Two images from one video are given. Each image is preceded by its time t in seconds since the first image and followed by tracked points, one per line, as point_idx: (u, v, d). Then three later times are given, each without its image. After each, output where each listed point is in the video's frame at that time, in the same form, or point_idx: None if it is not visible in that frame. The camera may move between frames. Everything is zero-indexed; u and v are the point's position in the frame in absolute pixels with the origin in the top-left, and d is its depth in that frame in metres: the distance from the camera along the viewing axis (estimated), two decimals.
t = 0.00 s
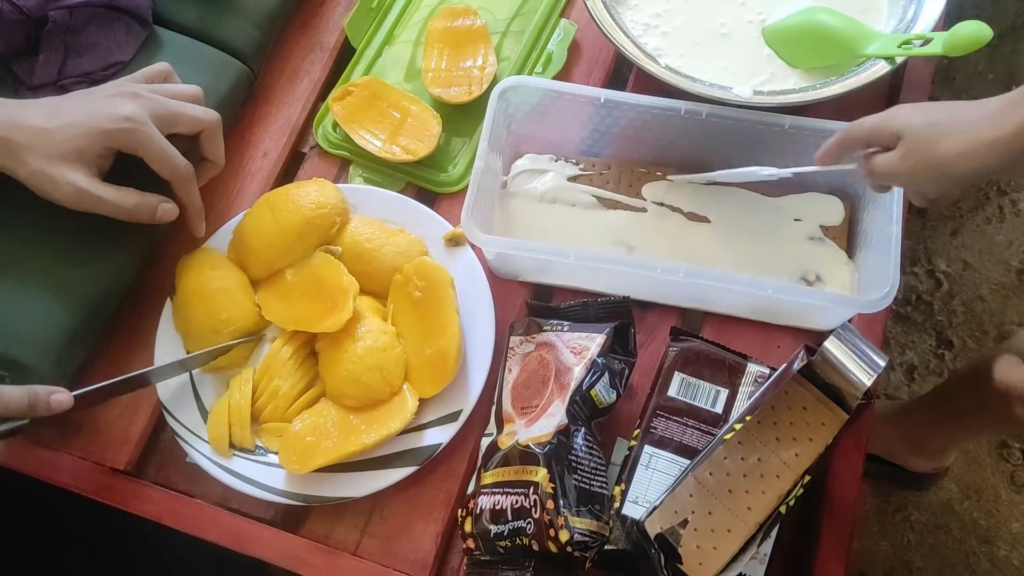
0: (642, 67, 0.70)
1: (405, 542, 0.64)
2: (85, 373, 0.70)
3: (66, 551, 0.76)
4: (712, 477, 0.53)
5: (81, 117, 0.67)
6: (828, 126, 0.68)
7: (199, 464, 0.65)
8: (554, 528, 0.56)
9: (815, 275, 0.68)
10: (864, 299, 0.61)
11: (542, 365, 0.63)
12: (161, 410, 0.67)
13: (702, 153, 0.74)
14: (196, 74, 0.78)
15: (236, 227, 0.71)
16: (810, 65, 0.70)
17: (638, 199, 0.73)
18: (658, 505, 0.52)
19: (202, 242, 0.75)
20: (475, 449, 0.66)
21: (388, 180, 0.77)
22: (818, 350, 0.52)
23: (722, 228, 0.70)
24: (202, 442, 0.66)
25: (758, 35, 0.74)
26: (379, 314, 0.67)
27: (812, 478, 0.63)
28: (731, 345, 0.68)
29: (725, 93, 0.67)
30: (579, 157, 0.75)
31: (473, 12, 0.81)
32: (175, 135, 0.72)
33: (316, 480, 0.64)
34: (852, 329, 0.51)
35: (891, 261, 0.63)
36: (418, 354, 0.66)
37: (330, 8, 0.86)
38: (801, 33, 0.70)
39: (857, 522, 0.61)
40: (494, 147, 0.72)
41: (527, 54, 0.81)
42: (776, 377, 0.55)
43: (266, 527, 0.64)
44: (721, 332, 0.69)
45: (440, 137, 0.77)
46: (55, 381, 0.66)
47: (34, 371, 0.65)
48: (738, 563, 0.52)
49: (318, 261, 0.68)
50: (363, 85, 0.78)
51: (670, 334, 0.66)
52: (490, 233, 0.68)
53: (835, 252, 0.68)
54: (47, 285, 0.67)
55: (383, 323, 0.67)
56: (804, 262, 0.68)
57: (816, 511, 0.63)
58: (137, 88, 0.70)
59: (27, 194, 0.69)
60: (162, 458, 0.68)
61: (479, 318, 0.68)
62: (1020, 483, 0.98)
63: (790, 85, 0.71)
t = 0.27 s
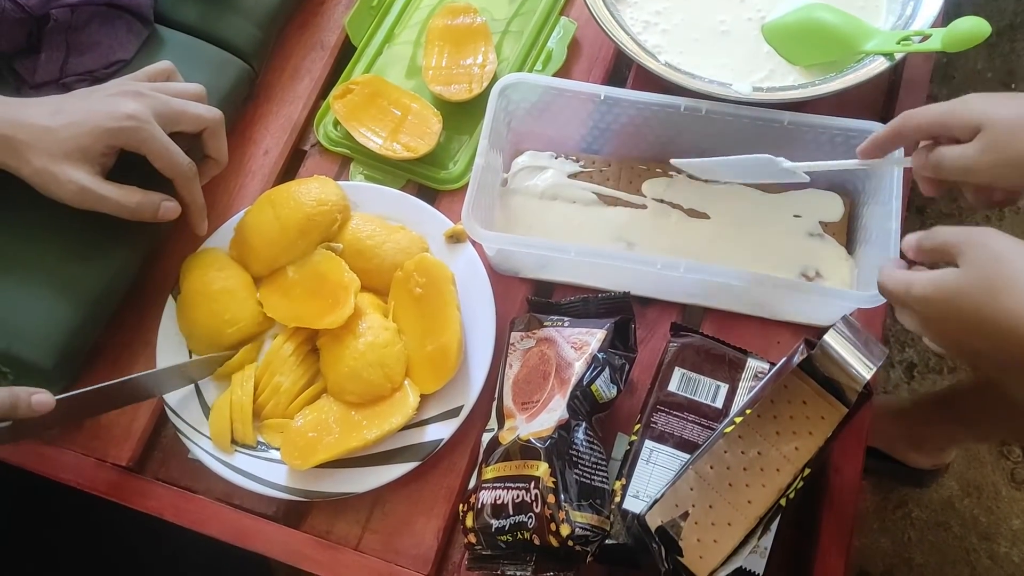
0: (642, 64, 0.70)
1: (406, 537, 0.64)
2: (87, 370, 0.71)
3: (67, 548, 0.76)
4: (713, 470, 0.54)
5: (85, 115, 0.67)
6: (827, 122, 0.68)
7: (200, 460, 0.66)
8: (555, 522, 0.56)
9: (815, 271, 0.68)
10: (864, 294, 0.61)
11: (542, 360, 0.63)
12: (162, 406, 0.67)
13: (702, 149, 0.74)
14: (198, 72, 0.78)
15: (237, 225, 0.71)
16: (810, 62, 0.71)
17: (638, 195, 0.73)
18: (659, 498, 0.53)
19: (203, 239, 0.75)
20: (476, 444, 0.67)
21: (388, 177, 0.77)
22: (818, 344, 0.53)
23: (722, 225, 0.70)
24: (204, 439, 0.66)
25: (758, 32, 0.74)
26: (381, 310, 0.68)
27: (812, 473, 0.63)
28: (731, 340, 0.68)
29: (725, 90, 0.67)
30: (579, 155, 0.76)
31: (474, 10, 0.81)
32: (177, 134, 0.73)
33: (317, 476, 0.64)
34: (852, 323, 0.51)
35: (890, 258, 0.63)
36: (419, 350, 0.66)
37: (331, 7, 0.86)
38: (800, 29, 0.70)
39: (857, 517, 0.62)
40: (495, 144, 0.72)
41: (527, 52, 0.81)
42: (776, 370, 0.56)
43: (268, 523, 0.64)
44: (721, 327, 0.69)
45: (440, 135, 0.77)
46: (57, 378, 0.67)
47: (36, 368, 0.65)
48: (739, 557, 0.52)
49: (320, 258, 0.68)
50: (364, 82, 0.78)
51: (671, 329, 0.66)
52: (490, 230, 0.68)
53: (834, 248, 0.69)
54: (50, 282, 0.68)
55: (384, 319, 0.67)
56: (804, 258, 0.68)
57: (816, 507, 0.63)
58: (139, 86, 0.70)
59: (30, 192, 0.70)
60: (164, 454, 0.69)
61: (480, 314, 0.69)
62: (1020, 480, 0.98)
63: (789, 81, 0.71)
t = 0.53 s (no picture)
0: (641, 60, 0.71)
1: (407, 533, 0.64)
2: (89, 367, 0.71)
3: (69, 545, 0.77)
4: (712, 464, 0.54)
5: (86, 114, 0.68)
6: (825, 118, 0.68)
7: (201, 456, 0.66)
8: (555, 516, 0.56)
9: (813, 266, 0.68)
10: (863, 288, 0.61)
11: (542, 356, 0.63)
12: (164, 403, 0.68)
13: (701, 146, 0.75)
14: (198, 71, 0.79)
15: (238, 223, 0.71)
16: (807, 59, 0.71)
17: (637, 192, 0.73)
18: (659, 491, 0.53)
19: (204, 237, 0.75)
20: (476, 440, 0.67)
21: (389, 175, 0.77)
22: (817, 337, 0.53)
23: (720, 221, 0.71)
24: (205, 436, 0.66)
25: (756, 29, 0.74)
26: (381, 307, 0.68)
27: (811, 467, 0.63)
28: (730, 335, 0.69)
29: (723, 86, 0.68)
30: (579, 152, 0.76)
31: (473, 8, 0.82)
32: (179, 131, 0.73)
33: (318, 472, 0.64)
34: (851, 317, 0.52)
35: (888, 253, 0.63)
36: (419, 346, 0.66)
37: (331, 6, 0.87)
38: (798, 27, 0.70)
39: (856, 512, 0.62)
40: (494, 142, 0.72)
41: (527, 50, 0.82)
42: (775, 365, 0.56)
43: (269, 519, 0.65)
44: (720, 323, 0.69)
45: (440, 133, 0.78)
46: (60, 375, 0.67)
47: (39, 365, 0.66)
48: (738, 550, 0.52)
49: (321, 255, 0.69)
50: (364, 81, 0.79)
51: (670, 325, 0.66)
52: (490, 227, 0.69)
53: (833, 244, 0.69)
54: (52, 280, 0.68)
55: (385, 316, 0.67)
56: (802, 253, 0.69)
57: (815, 502, 0.63)
58: (140, 85, 0.71)
59: (33, 190, 0.70)
60: (166, 451, 0.69)
61: (480, 311, 0.69)
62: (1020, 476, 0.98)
63: (787, 78, 0.72)
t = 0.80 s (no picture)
0: (637, 57, 0.71)
1: (406, 529, 0.64)
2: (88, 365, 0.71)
3: (68, 544, 0.77)
4: (710, 457, 0.54)
5: (85, 112, 0.68)
6: (821, 113, 0.68)
7: (200, 453, 0.66)
8: (554, 511, 0.56)
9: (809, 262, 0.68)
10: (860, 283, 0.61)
11: (540, 351, 0.64)
12: (163, 400, 0.68)
13: (697, 142, 0.75)
14: (196, 70, 0.79)
15: (235, 221, 0.71)
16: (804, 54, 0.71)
17: (635, 188, 0.73)
18: (657, 485, 0.53)
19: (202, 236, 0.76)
20: (474, 436, 0.67)
21: (386, 172, 0.78)
22: (813, 330, 0.53)
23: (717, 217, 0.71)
24: (204, 433, 0.66)
25: (751, 25, 0.74)
26: (379, 304, 0.68)
27: (809, 462, 0.64)
28: (728, 331, 0.69)
29: (719, 82, 0.68)
30: (576, 149, 0.76)
31: (470, 6, 0.82)
32: (178, 129, 0.73)
33: (317, 468, 0.64)
34: (848, 310, 0.52)
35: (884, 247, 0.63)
36: (417, 343, 0.66)
37: (328, 4, 0.87)
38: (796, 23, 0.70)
39: (853, 506, 0.62)
40: (491, 138, 0.72)
41: (523, 48, 0.82)
42: (772, 358, 0.56)
43: (269, 515, 0.65)
44: (717, 318, 0.69)
45: (437, 130, 0.78)
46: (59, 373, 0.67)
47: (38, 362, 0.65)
48: (737, 543, 0.52)
49: (318, 253, 0.69)
50: (361, 79, 0.79)
51: (668, 320, 0.66)
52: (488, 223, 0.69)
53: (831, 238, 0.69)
54: (50, 278, 0.68)
55: (383, 313, 0.67)
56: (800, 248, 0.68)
57: (813, 496, 0.63)
58: (139, 83, 0.71)
59: (32, 189, 0.70)
60: (165, 448, 0.69)
61: (478, 308, 0.69)
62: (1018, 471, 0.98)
63: (784, 74, 0.72)
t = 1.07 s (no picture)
0: (636, 54, 0.71)
1: (406, 526, 0.65)
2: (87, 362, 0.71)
3: (68, 541, 0.77)
4: (709, 453, 0.54)
5: (84, 110, 0.68)
6: (820, 110, 0.68)
7: (200, 450, 0.66)
8: (553, 507, 0.56)
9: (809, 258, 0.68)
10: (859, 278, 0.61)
11: (540, 348, 0.64)
12: (163, 398, 0.68)
13: (697, 139, 0.75)
14: (195, 68, 0.79)
15: (234, 219, 0.71)
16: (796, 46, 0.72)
17: (634, 185, 0.73)
18: (656, 480, 0.53)
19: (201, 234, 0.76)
20: (474, 433, 0.67)
21: (385, 170, 0.78)
22: (812, 326, 0.53)
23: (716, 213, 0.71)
24: (204, 430, 0.66)
25: (750, 22, 0.74)
26: (379, 301, 0.68)
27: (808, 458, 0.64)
28: (727, 327, 0.69)
29: (718, 79, 0.68)
30: (575, 146, 0.76)
31: (468, 4, 0.82)
32: (177, 128, 0.73)
33: (316, 465, 0.64)
34: (847, 306, 0.52)
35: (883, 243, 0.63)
36: (417, 340, 0.67)
37: (327, 2, 0.87)
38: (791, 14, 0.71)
39: (852, 502, 0.62)
40: (490, 136, 0.72)
41: (522, 45, 0.82)
42: (771, 353, 0.56)
43: (269, 512, 0.65)
44: (716, 314, 0.69)
45: (436, 128, 0.78)
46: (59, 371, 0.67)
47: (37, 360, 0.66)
48: (736, 538, 0.52)
49: (318, 250, 0.69)
50: (360, 77, 0.79)
51: (667, 317, 0.66)
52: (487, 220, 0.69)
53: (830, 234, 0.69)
54: (50, 276, 0.68)
55: (383, 310, 0.67)
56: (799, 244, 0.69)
57: (812, 492, 0.63)
58: (138, 81, 0.71)
59: (31, 187, 0.70)
60: (165, 446, 0.69)
61: (477, 305, 0.69)
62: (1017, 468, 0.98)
63: (783, 71, 0.72)
